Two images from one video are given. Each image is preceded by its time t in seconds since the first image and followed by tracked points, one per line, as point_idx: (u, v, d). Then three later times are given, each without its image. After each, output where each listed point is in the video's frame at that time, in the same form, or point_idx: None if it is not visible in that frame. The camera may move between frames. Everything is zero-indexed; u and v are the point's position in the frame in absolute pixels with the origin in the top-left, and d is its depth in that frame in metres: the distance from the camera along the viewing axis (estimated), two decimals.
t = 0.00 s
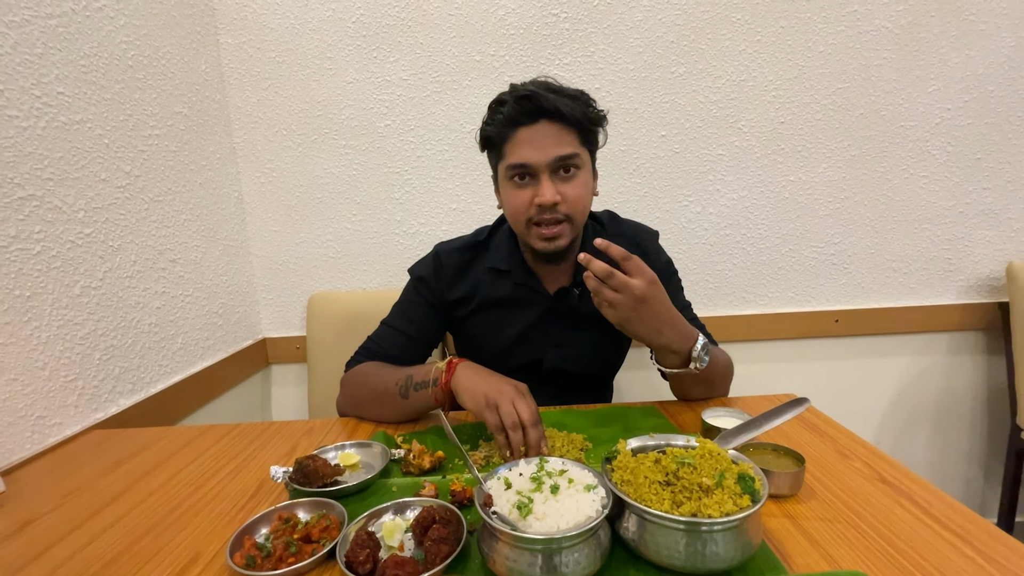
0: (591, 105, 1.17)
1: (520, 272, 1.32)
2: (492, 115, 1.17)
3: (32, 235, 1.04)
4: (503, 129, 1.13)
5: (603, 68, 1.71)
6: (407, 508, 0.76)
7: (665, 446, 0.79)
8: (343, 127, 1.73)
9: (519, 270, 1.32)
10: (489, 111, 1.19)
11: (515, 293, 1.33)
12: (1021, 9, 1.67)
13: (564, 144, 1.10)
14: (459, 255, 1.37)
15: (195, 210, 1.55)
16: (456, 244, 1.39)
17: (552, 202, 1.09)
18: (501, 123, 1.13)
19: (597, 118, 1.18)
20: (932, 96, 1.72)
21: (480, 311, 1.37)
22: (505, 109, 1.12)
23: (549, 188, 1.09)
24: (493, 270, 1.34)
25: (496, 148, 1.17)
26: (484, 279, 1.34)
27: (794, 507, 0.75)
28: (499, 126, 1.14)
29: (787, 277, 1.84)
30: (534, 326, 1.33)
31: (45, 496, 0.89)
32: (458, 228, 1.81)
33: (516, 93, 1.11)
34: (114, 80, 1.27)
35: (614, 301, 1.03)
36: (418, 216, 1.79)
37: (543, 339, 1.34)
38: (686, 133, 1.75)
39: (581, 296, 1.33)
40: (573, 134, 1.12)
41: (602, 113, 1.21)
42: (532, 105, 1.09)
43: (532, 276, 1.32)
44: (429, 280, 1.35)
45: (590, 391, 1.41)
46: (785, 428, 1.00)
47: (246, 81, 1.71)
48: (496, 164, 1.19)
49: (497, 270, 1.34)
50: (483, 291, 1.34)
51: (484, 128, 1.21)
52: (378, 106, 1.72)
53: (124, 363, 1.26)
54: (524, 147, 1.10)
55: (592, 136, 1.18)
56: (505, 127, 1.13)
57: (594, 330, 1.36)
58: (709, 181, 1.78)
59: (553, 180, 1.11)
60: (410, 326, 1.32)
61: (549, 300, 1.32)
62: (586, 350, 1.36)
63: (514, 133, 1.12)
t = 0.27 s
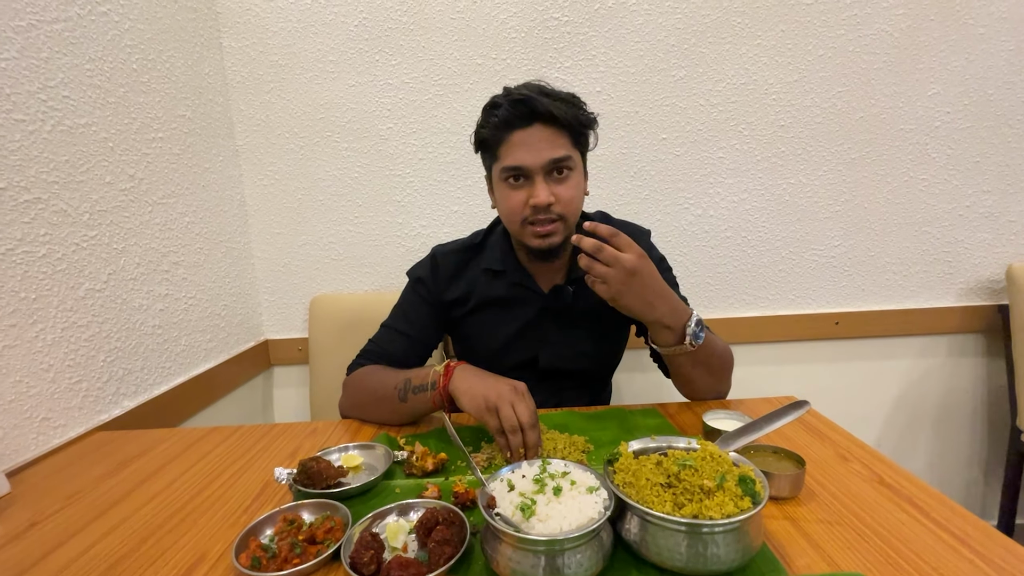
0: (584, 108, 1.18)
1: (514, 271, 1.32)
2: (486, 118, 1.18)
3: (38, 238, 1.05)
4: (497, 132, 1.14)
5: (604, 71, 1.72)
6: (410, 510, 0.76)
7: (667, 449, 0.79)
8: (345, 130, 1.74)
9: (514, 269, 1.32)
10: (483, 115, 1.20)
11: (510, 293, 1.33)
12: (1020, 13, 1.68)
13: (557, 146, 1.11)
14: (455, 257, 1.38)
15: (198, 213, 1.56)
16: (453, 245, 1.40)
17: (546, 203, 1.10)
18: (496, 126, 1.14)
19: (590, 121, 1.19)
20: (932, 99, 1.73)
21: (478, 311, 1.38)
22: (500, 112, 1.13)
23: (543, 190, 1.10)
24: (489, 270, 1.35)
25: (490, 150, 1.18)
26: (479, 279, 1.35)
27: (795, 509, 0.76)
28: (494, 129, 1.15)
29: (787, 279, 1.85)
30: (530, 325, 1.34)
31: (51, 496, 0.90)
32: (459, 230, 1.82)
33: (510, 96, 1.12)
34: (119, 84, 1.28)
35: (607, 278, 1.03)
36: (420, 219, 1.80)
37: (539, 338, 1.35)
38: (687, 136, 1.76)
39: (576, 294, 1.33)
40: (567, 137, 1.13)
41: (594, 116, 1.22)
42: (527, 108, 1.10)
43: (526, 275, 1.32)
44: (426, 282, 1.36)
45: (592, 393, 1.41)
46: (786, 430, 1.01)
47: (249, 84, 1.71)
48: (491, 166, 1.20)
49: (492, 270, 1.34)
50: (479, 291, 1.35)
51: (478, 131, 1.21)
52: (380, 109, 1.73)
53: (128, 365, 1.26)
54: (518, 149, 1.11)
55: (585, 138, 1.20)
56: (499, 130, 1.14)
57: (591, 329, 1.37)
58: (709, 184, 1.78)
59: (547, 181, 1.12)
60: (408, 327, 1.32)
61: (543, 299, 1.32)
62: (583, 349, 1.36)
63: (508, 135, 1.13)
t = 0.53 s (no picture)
0: (574, 110, 1.19)
1: (510, 273, 1.33)
2: (478, 122, 1.19)
3: (43, 242, 1.06)
4: (489, 136, 1.15)
5: (605, 76, 1.73)
6: (414, 512, 0.77)
7: (667, 452, 0.80)
8: (347, 133, 1.75)
9: (510, 271, 1.34)
10: (475, 119, 1.21)
11: (506, 294, 1.35)
12: (1018, 19, 1.69)
13: (548, 149, 1.12)
14: (452, 259, 1.39)
15: (201, 216, 1.56)
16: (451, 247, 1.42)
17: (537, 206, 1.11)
18: (487, 131, 1.15)
19: (580, 123, 1.20)
20: (930, 104, 1.74)
21: (474, 312, 1.39)
22: (491, 116, 1.14)
23: (534, 192, 1.12)
24: (485, 272, 1.36)
25: (482, 154, 1.19)
26: (476, 281, 1.36)
27: (794, 512, 0.77)
28: (485, 133, 1.16)
29: (787, 282, 1.86)
30: (526, 326, 1.35)
31: (57, 498, 0.90)
32: (460, 233, 1.83)
33: (500, 100, 1.13)
34: (124, 88, 1.29)
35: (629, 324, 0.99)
36: (421, 222, 1.81)
37: (535, 339, 1.36)
38: (687, 140, 1.77)
39: (571, 296, 1.34)
40: (557, 140, 1.14)
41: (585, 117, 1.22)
42: (516, 112, 1.11)
43: (522, 278, 1.34)
44: (423, 283, 1.37)
45: (592, 396, 1.42)
46: (785, 434, 1.01)
47: (252, 87, 1.72)
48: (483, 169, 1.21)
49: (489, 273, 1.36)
50: (476, 293, 1.36)
51: (471, 135, 1.22)
52: (382, 113, 1.74)
53: (132, 367, 1.27)
54: (509, 153, 1.12)
55: (576, 139, 1.21)
56: (490, 134, 1.15)
57: (587, 330, 1.38)
58: (709, 187, 1.79)
59: (538, 184, 1.13)
60: (410, 329, 1.33)
61: (539, 301, 1.33)
62: (579, 350, 1.36)
63: (499, 139, 1.14)
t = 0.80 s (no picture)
0: (583, 124, 1.17)
1: (513, 279, 1.33)
2: (485, 133, 1.18)
3: (46, 242, 1.06)
4: (494, 149, 1.15)
5: (606, 78, 1.74)
6: (416, 512, 0.77)
7: (669, 453, 0.80)
8: (349, 134, 1.75)
9: (513, 277, 1.33)
10: (482, 129, 1.20)
11: (509, 301, 1.35)
12: (1016, 22, 1.70)
13: (553, 167, 1.12)
14: (455, 262, 1.39)
15: (203, 216, 1.57)
16: (453, 250, 1.41)
17: (540, 223, 1.12)
18: (493, 144, 1.14)
19: (588, 138, 1.18)
20: (930, 106, 1.74)
21: (477, 316, 1.39)
22: (496, 129, 1.13)
23: (537, 210, 1.12)
24: (488, 279, 1.35)
25: (487, 165, 1.19)
26: (479, 286, 1.36)
27: (795, 513, 0.77)
28: (491, 146, 1.16)
29: (787, 284, 1.86)
30: (529, 332, 1.36)
31: (59, 498, 0.91)
32: (461, 235, 1.83)
33: (507, 114, 1.12)
34: (126, 89, 1.29)
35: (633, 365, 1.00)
36: (422, 223, 1.81)
37: (536, 345, 1.36)
38: (688, 142, 1.77)
39: (574, 304, 1.35)
40: (563, 157, 1.13)
41: (593, 131, 1.21)
42: (522, 127, 1.10)
43: (525, 284, 1.34)
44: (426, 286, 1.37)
45: (593, 398, 1.43)
46: (786, 436, 1.02)
47: (254, 88, 1.73)
48: (487, 180, 1.21)
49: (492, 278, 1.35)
50: (479, 298, 1.36)
51: (477, 144, 1.22)
52: (384, 114, 1.74)
53: (133, 368, 1.27)
54: (514, 168, 1.12)
55: (583, 155, 1.19)
56: (495, 148, 1.14)
57: (589, 335, 1.39)
58: (710, 189, 1.80)
59: (542, 201, 1.13)
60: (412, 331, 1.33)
61: (542, 307, 1.34)
62: (582, 356, 1.37)
63: (504, 154, 1.13)
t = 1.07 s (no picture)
0: (605, 140, 1.15)
1: (517, 284, 1.33)
2: (503, 137, 1.15)
3: (44, 241, 1.06)
4: (512, 156, 1.12)
5: (605, 79, 1.74)
6: (416, 513, 0.77)
7: (669, 453, 0.80)
8: (348, 135, 1.75)
9: (517, 281, 1.33)
10: (500, 131, 1.17)
11: (512, 305, 1.34)
12: (1014, 24, 1.71)
13: (572, 182, 1.10)
14: (458, 265, 1.38)
15: (201, 216, 1.56)
16: (455, 252, 1.40)
17: (551, 238, 1.11)
18: (512, 151, 1.11)
19: (609, 154, 1.16)
20: (928, 108, 1.75)
21: (479, 319, 1.39)
22: (518, 136, 1.10)
23: (550, 225, 1.11)
24: (490, 282, 1.35)
25: (502, 170, 1.16)
26: (482, 289, 1.36)
27: (795, 513, 0.77)
28: (508, 152, 1.13)
29: (786, 285, 1.86)
30: (531, 337, 1.36)
31: (55, 499, 0.90)
32: (460, 235, 1.83)
33: (531, 124, 1.09)
34: (125, 88, 1.29)
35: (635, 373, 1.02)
36: (421, 224, 1.81)
37: (538, 348, 1.36)
38: (687, 143, 1.77)
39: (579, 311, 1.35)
40: (583, 172, 1.12)
41: (615, 146, 1.19)
42: (546, 140, 1.08)
43: (529, 289, 1.33)
44: (428, 288, 1.36)
45: (592, 399, 1.42)
46: (785, 436, 1.02)
47: (253, 88, 1.73)
48: (501, 185, 1.19)
49: (495, 282, 1.35)
50: (481, 301, 1.36)
51: (492, 145, 1.19)
52: (383, 114, 1.74)
53: (131, 368, 1.27)
54: (531, 179, 1.10)
55: (602, 170, 1.18)
56: (514, 155, 1.12)
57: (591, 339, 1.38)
58: (708, 191, 1.80)
59: (555, 215, 1.12)
60: (412, 333, 1.33)
61: (545, 312, 1.34)
62: (583, 360, 1.37)
63: (522, 162, 1.11)
